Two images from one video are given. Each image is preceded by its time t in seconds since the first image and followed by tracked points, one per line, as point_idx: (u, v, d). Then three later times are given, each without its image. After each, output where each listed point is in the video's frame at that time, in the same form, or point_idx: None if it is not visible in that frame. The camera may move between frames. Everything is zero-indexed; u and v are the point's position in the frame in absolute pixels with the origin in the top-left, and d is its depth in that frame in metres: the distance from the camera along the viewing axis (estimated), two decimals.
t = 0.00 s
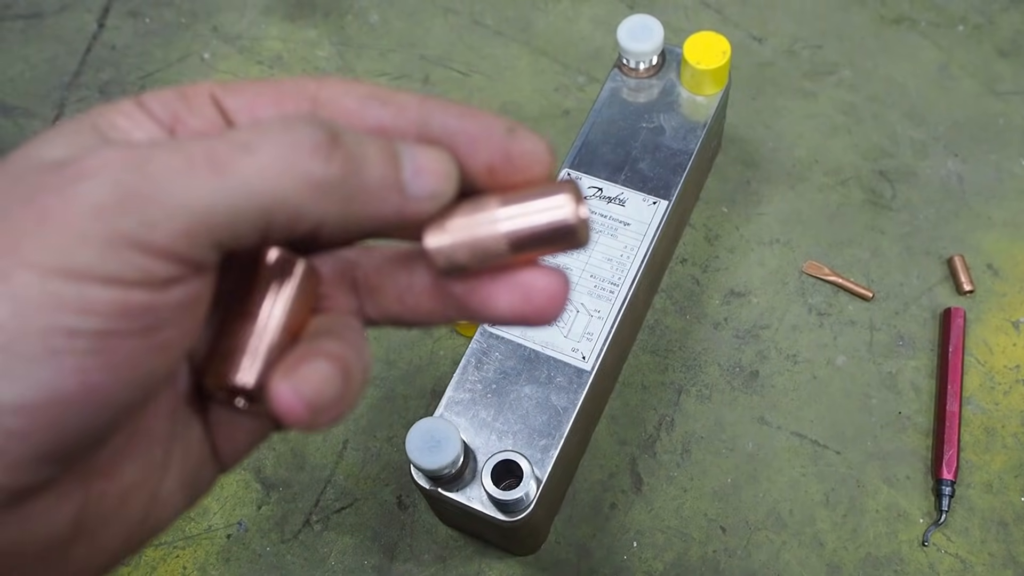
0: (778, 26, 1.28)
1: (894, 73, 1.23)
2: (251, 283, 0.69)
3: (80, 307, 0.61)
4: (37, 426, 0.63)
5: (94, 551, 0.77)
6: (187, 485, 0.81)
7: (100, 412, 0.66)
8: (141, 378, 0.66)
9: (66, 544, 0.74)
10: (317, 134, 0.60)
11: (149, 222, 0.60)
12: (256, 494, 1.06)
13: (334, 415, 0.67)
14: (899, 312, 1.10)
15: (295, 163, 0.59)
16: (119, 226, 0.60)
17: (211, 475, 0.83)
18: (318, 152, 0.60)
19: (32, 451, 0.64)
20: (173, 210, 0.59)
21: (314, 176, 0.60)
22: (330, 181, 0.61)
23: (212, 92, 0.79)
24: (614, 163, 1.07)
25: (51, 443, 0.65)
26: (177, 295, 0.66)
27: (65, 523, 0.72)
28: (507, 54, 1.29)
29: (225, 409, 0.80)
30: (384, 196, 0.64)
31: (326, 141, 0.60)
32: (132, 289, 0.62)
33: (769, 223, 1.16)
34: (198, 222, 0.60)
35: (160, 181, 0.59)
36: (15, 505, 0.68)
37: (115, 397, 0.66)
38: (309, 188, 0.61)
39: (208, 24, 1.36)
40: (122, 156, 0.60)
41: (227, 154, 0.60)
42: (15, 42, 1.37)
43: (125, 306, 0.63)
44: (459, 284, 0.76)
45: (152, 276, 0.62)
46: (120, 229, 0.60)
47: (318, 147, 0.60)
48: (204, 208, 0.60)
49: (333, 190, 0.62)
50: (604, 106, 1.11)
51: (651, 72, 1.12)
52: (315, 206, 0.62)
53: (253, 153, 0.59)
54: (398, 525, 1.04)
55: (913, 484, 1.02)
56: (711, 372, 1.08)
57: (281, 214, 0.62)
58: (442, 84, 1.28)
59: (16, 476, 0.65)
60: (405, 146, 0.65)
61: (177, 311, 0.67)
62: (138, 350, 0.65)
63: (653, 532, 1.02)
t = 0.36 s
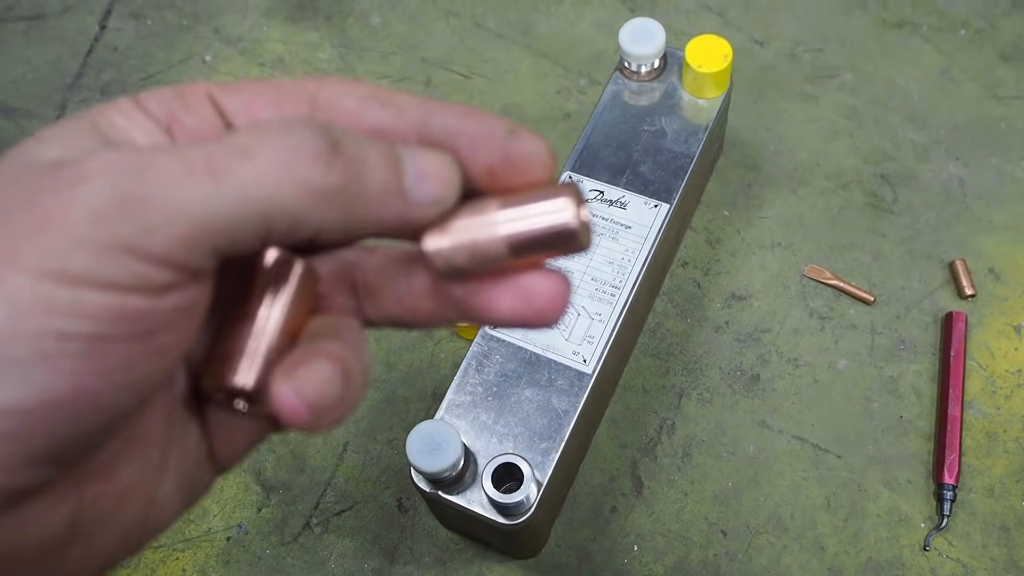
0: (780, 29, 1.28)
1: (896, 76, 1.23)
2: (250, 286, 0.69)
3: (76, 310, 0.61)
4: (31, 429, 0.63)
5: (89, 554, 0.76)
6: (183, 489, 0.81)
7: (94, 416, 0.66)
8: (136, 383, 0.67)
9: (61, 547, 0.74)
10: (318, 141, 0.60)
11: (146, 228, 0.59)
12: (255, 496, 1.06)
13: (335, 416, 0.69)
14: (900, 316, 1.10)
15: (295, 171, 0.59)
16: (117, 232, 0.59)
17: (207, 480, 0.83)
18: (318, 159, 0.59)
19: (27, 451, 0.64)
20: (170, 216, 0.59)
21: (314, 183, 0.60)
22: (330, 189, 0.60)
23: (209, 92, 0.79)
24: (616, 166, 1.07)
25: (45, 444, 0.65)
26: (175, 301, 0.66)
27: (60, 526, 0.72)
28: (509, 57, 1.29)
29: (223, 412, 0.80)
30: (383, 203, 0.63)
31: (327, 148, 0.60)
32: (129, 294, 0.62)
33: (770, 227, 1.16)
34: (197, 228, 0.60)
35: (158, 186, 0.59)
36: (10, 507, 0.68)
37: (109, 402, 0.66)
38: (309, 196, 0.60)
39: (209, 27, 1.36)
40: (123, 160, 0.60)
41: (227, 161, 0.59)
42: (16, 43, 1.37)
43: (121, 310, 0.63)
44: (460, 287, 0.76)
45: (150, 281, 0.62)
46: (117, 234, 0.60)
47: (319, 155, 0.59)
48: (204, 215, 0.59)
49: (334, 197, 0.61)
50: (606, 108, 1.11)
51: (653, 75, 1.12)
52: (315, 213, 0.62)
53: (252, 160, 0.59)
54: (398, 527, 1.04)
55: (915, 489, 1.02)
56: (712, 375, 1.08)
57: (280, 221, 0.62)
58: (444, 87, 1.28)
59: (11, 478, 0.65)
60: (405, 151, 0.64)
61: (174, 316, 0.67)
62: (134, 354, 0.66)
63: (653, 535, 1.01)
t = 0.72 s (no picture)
0: (786, 31, 1.28)
1: (903, 79, 1.23)
2: (268, 297, 0.73)
3: (116, 324, 0.60)
4: (65, 437, 0.62)
5: (103, 560, 0.74)
6: (197, 494, 0.79)
7: (128, 427, 0.65)
8: (168, 393, 0.66)
9: (77, 550, 0.72)
10: (347, 167, 0.61)
11: (184, 248, 0.60)
12: (257, 498, 1.05)
13: (365, 418, 0.70)
14: (906, 319, 1.09)
15: (325, 199, 0.60)
16: (155, 253, 0.59)
17: (220, 484, 0.82)
18: (348, 184, 0.60)
19: (55, 456, 0.62)
20: (208, 237, 0.59)
21: (344, 209, 0.61)
22: (358, 215, 0.62)
23: (228, 106, 0.81)
24: (620, 166, 1.07)
25: (75, 451, 0.63)
26: (206, 314, 0.66)
27: (81, 527, 0.70)
28: (514, 57, 1.29)
29: (236, 412, 0.80)
30: (408, 227, 0.65)
31: (355, 174, 0.61)
32: (166, 308, 0.62)
33: (776, 229, 1.15)
34: (231, 251, 0.60)
35: (196, 207, 0.59)
36: (40, 511, 0.67)
37: (143, 413, 0.65)
38: (338, 223, 0.61)
39: (213, 26, 1.35)
40: (159, 182, 0.59)
41: (260, 186, 0.59)
42: (19, 41, 1.36)
43: (158, 322, 0.62)
44: (470, 296, 0.76)
45: (183, 299, 0.63)
46: (156, 253, 0.59)
47: (348, 180, 0.60)
48: (239, 238, 0.60)
49: (361, 224, 0.62)
50: (611, 111, 1.10)
51: (659, 78, 1.11)
52: (343, 238, 0.63)
53: (285, 185, 0.59)
54: (400, 529, 1.03)
55: (922, 492, 1.01)
56: (717, 378, 1.08)
57: (309, 246, 0.63)
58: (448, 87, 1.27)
59: (34, 483, 0.63)
60: (425, 174, 0.67)
61: (206, 327, 0.66)
62: (170, 366, 0.65)
63: (658, 538, 1.01)
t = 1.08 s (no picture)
0: (787, 35, 1.28)
1: (903, 83, 1.23)
2: (263, 298, 0.74)
3: (107, 322, 0.61)
4: (56, 436, 0.62)
5: (98, 560, 0.74)
6: (191, 494, 0.79)
7: (120, 427, 0.65)
8: (160, 393, 0.66)
9: (72, 551, 0.72)
10: (341, 167, 0.61)
11: (177, 247, 0.60)
12: (256, 500, 1.05)
13: (357, 420, 0.70)
14: (907, 324, 1.09)
15: (317, 198, 0.60)
16: (148, 251, 0.60)
17: (215, 485, 0.82)
18: (342, 183, 0.61)
19: (47, 455, 0.63)
20: (201, 236, 0.60)
21: (338, 209, 0.61)
22: (352, 215, 0.62)
23: (225, 106, 0.82)
24: (621, 170, 1.07)
25: (67, 451, 0.63)
26: (200, 313, 0.66)
27: (75, 528, 0.71)
28: (515, 60, 1.29)
29: (231, 412, 0.81)
30: (403, 227, 0.65)
31: (349, 173, 0.61)
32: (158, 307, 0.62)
33: (776, 234, 1.15)
34: (224, 249, 0.61)
35: (188, 206, 0.59)
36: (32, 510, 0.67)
37: (135, 413, 0.65)
38: (331, 222, 0.61)
39: (215, 28, 1.36)
40: (152, 180, 0.60)
41: (252, 185, 0.60)
42: (21, 43, 1.37)
43: (150, 322, 0.62)
44: (468, 297, 0.76)
45: (176, 298, 0.63)
46: (148, 251, 0.60)
47: (341, 180, 0.61)
48: (231, 237, 0.60)
49: (355, 223, 0.62)
50: (612, 115, 1.10)
51: (660, 81, 1.11)
52: (337, 237, 0.63)
53: (278, 185, 0.60)
54: (400, 532, 1.03)
55: (921, 498, 1.01)
56: (717, 382, 1.08)
57: (302, 245, 0.63)
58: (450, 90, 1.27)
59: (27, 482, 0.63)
60: (421, 173, 0.67)
61: (199, 326, 0.67)
62: (162, 366, 0.65)
63: (657, 543, 1.01)
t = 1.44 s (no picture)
0: (789, 38, 1.28)
1: (904, 86, 1.23)
2: (258, 296, 0.74)
3: (74, 304, 0.61)
4: (30, 426, 0.63)
5: (90, 564, 0.74)
6: (184, 498, 0.79)
7: (97, 415, 0.65)
8: (135, 380, 0.66)
9: (63, 554, 0.71)
10: (310, 124, 0.64)
11: (144, 212, 0.61)
12: (257, 502, 1.05)
13: (346, 423, 0.69)
14: (908, 327, 1.09)
15: (289, 152, 0.63)
16: (113, 215, 0.61)
17: (210, 489, 0.82)
18: (314, 140, 0.64)
19: (28, 446, 0.63)
20: (167, 195, 0.61)
21: (310, 163, 0.64)
22: (325, 170, 0.64)
23: (221, 104, 0.82)
24: (622, 173, 1.07)
25: (42, 441, 0.63)
26: (174, 288, 0.66)
27: (66, 530, 0.70)
28: (516, 63, 1.29)
29: (225, 414, 0.81)
30: (376, 189, 0.68)
31: (320, 131, 0.64)
32: (129, 283, 0.63)
33: (777, 236, 1.15)
34: (194, 209, 0.62)
35: (155, 170, 0.61)
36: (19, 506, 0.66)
37: (111, 400, 0.65)
38: (303, 177, 0.64)
39: (216, 30, 1.36)
40: (113, 144, 0.62)
41: (222, 142, 0.62)
42: (22, 44, 1.37)
43: (120, 301, 0.63)
44: (466, 298, 0.76)
45: (147, 269, 0.63)
46: (115, 220, 0.61)
47: (311, 136, 0.64)
48: (201, 194, 0.62)
49: (328, 179, 0.65)
50: (613, 117, 1.10)
51: (661, 84, 1.11)
52: (312, 194, 0.66)
53: (248, 142, 0.62)
54: (400, 534, 1.03)
55: (923, 501, 1.01)
56: (718, 385, 1.08)
57: (275, 202, 0.65)
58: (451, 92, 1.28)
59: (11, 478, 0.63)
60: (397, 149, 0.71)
61: (174, 304, 0.67)
62: (135, 350, 0.66)
63: (657, 545, 1.01)
